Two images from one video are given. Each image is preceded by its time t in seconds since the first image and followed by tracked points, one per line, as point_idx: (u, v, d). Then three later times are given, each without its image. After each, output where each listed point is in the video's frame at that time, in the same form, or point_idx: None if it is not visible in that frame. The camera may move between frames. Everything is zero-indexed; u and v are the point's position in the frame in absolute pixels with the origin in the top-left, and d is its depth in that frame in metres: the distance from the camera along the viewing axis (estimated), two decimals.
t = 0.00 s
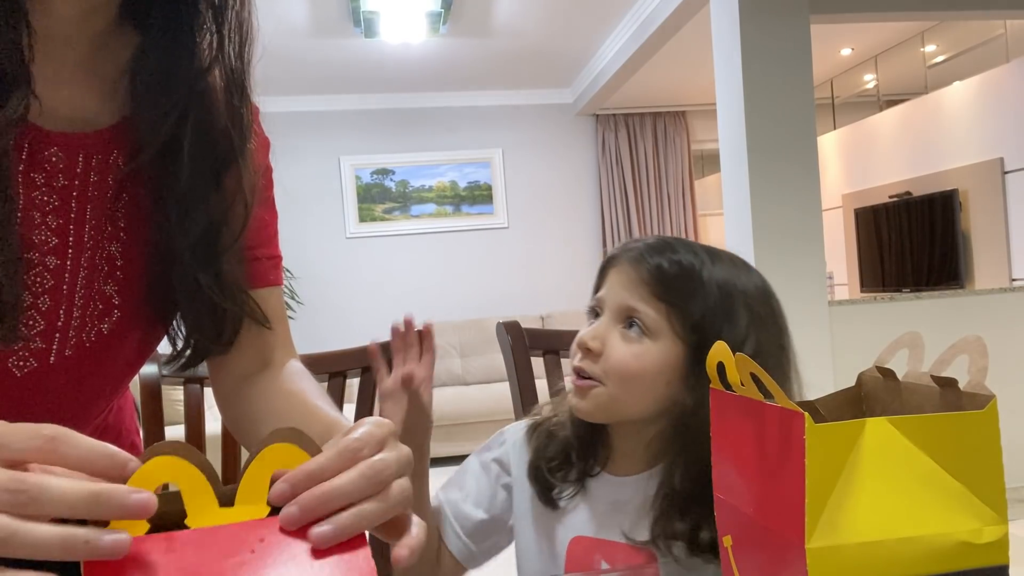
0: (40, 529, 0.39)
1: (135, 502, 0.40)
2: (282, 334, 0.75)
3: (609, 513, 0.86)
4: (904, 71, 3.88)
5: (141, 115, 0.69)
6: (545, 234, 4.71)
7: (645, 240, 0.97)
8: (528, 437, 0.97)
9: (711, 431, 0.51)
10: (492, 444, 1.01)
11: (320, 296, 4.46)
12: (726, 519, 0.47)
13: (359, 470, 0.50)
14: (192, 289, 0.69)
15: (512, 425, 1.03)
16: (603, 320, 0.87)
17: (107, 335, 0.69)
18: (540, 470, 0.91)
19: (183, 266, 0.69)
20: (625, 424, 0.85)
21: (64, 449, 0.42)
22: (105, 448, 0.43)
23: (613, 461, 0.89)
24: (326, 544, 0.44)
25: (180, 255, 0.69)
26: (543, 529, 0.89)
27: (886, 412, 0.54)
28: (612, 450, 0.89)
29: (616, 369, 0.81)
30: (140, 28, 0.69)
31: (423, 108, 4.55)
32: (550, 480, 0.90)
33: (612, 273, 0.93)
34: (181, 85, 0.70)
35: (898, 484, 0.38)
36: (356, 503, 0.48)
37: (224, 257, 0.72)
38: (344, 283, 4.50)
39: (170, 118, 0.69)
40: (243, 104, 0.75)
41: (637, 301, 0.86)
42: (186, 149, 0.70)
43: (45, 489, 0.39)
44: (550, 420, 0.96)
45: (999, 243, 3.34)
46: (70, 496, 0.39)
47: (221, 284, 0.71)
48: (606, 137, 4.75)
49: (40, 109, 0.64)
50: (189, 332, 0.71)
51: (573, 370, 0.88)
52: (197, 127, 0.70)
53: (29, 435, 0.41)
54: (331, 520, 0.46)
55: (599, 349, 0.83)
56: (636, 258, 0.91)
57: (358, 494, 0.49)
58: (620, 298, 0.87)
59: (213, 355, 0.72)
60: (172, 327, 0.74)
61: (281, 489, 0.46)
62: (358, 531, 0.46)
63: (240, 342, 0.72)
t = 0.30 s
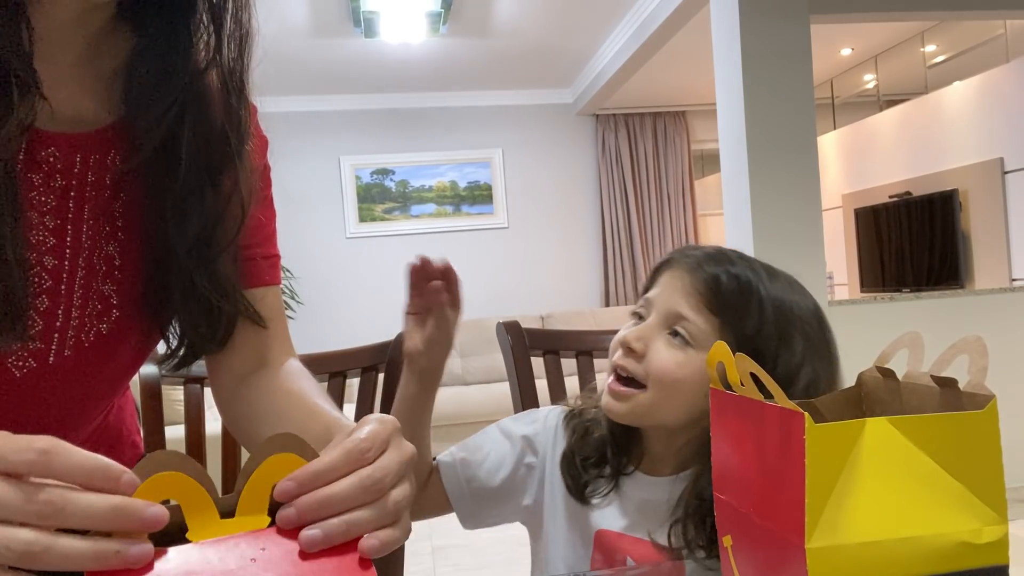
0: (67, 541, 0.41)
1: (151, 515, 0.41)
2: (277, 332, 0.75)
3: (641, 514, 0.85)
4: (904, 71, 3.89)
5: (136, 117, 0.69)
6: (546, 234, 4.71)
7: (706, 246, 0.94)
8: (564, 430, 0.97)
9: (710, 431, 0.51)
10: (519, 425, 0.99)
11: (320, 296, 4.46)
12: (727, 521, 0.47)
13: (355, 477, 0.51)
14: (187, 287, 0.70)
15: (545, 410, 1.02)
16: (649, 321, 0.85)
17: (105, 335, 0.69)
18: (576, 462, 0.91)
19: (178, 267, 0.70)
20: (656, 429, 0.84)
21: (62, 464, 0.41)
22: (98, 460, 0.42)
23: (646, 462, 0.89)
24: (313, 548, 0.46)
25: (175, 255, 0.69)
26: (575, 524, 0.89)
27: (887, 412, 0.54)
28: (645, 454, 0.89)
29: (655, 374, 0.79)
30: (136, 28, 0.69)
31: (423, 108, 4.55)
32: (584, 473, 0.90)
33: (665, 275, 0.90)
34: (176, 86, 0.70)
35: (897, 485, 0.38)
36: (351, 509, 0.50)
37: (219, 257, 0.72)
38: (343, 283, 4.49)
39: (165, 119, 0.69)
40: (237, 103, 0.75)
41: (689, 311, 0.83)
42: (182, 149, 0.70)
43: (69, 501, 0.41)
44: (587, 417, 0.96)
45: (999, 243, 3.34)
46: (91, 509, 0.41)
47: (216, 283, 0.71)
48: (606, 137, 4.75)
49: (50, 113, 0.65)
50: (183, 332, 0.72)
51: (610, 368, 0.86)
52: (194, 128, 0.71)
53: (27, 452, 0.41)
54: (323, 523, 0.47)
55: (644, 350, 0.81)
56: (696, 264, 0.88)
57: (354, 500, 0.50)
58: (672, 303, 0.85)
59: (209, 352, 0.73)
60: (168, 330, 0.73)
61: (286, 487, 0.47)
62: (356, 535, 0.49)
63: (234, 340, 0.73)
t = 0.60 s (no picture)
0: (55, 551, 0.38)
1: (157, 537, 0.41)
2: (273, 329, 0.77)
3: (639, 519, 0.85)
4: (904, 70, 3.89)
5: (136, 112, 0.70)
6: (545, 234, 4.71)
7: (747, 270, 0.92)
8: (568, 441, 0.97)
9: (710, 429, 0.51)
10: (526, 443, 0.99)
11: (320, 297, 4.46)
12: (726, 520, 0.47)
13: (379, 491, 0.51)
14: (197, 279, 0.71)
15: (549, 426, 1.02)
16: (670, 329, 0.83)
17: (101, 332, 0.69)
18: (576, 470, 0.91)
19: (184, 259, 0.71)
20: (654, 435, 0.83)
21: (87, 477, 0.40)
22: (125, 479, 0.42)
23: (641, 467, 0.88)
24: (350, 553, 0.46)
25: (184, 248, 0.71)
26: (577, 530, 0.88)
27: (887, 412, 0.54)
28: (641, 455, 0.88)
29: (662, 382, 0.77)
30: (133, 25, 0.70)
31: (423, 108, 4.55)
32: (583, 478, 0.90)
33: (697, 290, 0.88)
34: (176, 80, 0.71)
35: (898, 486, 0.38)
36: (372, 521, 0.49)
37: (225, 246, 0.74)
38: (343, 283, 4.49)
39: (166, 113, 0.70)
40: (235, 95, 0.76)
41: (713, 331, 0.81)
42: (185, 142, 0.71)
43: (70, 512, 0.38)
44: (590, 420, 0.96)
45: (999, 243, 3.34)
46: (95, 522, 0.39)
47: (222, 273, 0.73)
48: (606, 137, 4.75)
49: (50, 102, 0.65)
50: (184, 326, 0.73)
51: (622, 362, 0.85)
52: (196, 121, 0.72)
53: (54, 461, 0.40)
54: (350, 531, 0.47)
55: (659, 356, 0.79)
56: (733, 286, 0.86)
57: (373, 512, 0.49)
58: (697, 319, 0.82)
59: (215, 346, 0.73)
60: (167, 324, 0.76)
61: (288, 491, 0.47)
62: (371, 547, 0.48)
63: (237, 340, 0.74)
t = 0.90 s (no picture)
0: (78, 534, 0.39)
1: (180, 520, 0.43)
2: (266, 319, 0.77)
3: (623, 522, 0.86)
4: (904, 71, 3.89)
5: (123, 109, 0.68)
6: (545, 234, 4.71)
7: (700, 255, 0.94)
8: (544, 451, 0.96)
9: (710, 431, 0.51)
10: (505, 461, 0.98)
11: (320, 297, 4.46)
12: (727, 520, 0.47)
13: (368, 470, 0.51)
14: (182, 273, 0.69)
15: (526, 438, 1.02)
16: (639, 321, 0.84)
17: (97, 332, 0.69)
18: (554, 480, 0.90)
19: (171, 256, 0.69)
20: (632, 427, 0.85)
21: (117, 466, 0.41)
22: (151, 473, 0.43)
23: (620, 471, 0.89)
24: (333, 538, 0.47)
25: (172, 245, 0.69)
26: (562, 541, 0.87)
27: (887, 411, 0.54)
28: (619, 458, 0.89)
29: (641, 372, 0.79)
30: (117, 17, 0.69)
31: (423, 109, 4.55)
32: (565, 484, 0.89)
33: (659, 278, 0.90)
34: (157, 76, 0.70)
35: (899, 487, 0.38)
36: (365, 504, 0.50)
37: (213, 235, 0.71)
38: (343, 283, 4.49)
39: (151, 109, 0.69)
40: (214, 85, 0.75)
41: (682, 315, 0.83)
42: (173, 134, 0.69)
43: (95, 496, 0.39)
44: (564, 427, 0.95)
45: (999, 244, 3.34)
46: (118, 511, 0.40)
47: (208, 262, 0.71)
48: (606, 136, 4.75)
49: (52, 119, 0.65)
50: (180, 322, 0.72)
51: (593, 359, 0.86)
52: (189, 116, 0.70)
53: (89, 444, 0.41)
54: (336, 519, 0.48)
55: (634, 349, 0.81)
56: (695, 271, 0.88)
57: (365, 497, 0.50)
58: (664, 307, 0.84)
59: (202, 334, 0.73)
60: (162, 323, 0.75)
61: (284, 488, 0.48)
62: (363, 530, 0.48)
63: (225, 330, 0.74)
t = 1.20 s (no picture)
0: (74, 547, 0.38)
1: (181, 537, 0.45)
2: (261, 329, 0.76)
3: (605, 526, 0.85)
4: (904, 71, 3.89)
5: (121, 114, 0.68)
6: (545, 234, 4.71)
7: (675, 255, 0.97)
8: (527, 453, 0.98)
9: (710, 431, 0.51)
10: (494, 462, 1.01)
11: (320, 297, 4.46)
12: (728, 521, 0.47)
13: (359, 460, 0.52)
14: (163, 280, 0.70)
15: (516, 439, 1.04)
16: (613, 320, 0.88)
17: (98, 332, 0.70)
18: (535, 484, 0.91)
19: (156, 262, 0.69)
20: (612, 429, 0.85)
21: (118, 472, 0.41)
22: (150, 476, 0.43)
23: (599, 473, 0.89)
24: (329, 540, 0.47)
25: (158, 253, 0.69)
26: (543, 545, 0.87)
27: (887, 411, 0.54)
28: (599, 460, 0.89)
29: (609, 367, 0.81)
30: (120, 26, 0.68)
31: (423, 109, 4.56)
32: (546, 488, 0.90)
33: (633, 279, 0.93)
34: (159, 85, 0.69)
35: (897, 485, 0.38)
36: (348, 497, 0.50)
37: (197, 249, 0.71)
38: (343, 283, 4.49)
39: (150, 115, 0.68)
40: (218, 95, 0.74)
41: (649, 310, 0.86)
42: (167, 143, 0.69)
43: (93, 507, 0.39)
44: (545, 429, 0.96)
45: (999, 244, 3.34)
46: (115, 521, 0.40)
47: (189, 276, 0.70)
48: (606, 136, 4.75)
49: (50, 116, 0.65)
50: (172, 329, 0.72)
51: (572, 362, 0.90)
52: (180, 123, 0.70)
53: (90, 446, 0.41)
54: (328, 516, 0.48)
55: (603, 347, 0.84)
56: (665, 268, 0.91)
57: (352, 489, 0.51)
58: (632, 304, 0.87)
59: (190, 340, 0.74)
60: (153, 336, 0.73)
61: (282, 495, 0.48)
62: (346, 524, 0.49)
63: (217, 335, 0.75)
